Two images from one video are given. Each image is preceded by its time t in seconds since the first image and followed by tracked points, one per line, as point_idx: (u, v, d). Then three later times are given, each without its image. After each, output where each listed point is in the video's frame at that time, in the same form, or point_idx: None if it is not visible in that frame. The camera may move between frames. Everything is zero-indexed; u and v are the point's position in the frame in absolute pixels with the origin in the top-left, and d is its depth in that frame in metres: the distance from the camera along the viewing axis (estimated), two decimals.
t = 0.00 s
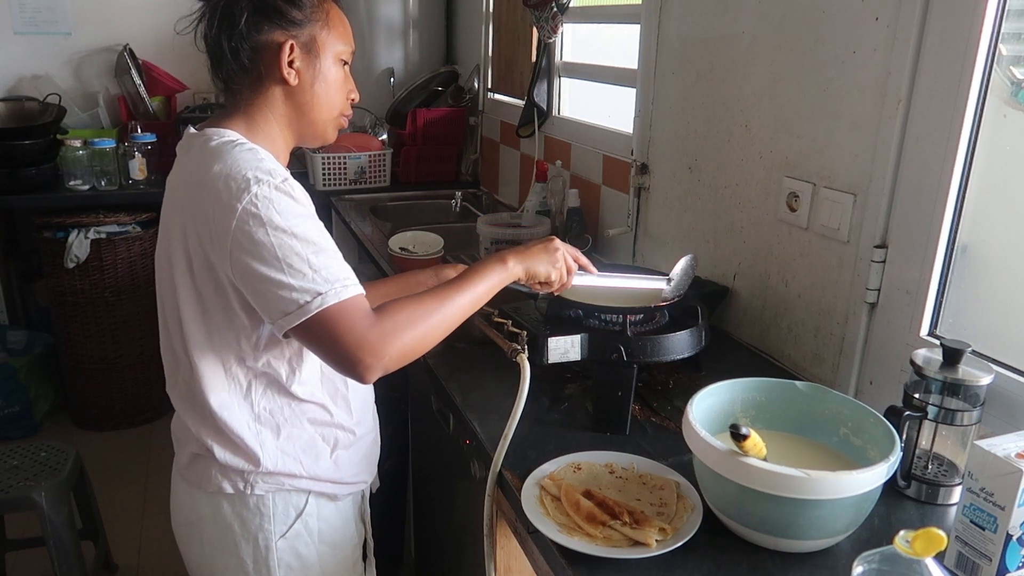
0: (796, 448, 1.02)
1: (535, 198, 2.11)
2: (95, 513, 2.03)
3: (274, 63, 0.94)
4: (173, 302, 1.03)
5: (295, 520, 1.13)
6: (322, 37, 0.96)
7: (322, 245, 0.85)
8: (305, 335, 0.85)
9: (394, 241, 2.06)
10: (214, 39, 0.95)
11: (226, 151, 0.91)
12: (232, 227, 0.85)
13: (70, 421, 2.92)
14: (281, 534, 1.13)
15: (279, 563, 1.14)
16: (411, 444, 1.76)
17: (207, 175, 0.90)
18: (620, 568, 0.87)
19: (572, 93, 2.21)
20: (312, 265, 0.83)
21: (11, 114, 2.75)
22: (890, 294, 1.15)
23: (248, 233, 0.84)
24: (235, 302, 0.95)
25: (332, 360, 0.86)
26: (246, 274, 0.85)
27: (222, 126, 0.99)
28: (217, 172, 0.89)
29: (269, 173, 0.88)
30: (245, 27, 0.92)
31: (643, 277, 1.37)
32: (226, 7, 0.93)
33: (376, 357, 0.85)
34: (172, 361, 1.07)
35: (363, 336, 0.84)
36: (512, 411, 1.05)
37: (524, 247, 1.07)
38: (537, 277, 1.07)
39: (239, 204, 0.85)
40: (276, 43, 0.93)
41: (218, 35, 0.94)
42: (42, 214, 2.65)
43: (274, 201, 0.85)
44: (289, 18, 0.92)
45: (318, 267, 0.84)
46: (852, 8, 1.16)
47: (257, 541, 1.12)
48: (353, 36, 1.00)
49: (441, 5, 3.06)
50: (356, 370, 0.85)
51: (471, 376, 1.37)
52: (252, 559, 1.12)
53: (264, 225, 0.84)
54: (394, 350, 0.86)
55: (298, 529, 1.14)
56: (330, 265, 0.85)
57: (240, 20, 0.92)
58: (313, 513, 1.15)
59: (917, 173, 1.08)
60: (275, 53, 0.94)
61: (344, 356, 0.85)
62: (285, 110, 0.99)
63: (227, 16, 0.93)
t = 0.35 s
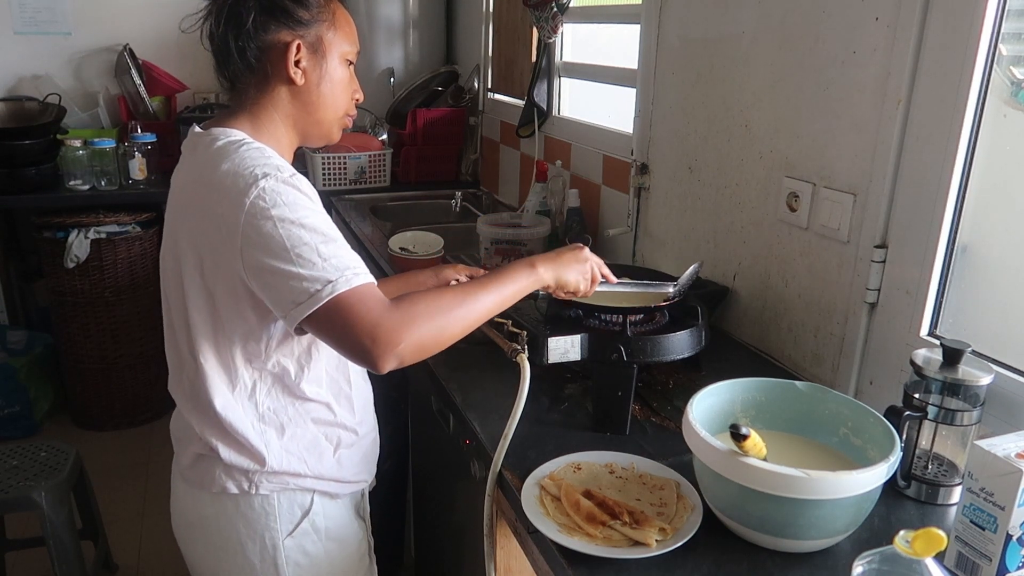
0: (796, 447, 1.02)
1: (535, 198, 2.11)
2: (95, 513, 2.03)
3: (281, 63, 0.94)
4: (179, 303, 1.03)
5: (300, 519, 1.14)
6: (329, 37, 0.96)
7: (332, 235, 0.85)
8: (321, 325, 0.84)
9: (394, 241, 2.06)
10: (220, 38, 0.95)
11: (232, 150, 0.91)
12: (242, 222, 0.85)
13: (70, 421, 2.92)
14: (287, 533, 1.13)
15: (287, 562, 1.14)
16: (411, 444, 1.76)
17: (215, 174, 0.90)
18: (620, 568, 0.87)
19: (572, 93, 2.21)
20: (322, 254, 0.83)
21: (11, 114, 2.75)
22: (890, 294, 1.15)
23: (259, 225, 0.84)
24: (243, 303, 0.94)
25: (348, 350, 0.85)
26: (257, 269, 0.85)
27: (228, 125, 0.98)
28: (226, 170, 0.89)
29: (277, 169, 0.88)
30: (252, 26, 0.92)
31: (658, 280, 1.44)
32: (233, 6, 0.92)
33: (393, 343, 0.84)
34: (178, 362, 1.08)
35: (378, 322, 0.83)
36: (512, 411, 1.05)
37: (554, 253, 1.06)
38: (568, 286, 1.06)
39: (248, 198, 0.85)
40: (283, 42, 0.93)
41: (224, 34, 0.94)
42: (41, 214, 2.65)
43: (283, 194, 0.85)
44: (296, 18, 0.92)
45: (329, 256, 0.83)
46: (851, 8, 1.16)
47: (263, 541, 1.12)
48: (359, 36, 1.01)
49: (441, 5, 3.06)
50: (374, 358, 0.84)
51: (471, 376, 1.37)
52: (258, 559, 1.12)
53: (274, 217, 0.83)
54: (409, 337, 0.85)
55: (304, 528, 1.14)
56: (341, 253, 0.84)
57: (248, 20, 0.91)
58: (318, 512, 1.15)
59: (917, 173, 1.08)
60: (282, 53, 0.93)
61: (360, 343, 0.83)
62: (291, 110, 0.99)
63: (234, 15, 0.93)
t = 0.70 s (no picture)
0: (793, 446, 1.02)
1: (535, 198, 2.11)
2: (95, 513, 2.03)
3: (295, 62, 0.94)
4: (194, 307, 1.02)
5: (322, 520, 1.13)
6: (343, 36, 0.96)
7: (353, 243, 0.83)
8: (341, 335, 0.83)
9: (394, 241, 2.06)
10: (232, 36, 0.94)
11: (254, 153, 0.90)
12: (264, 228, 0.83)
13: (70, 421, 2.92)
14: (310, 534, 1.13)
15: (311, 563, 1.13)
16: (411, 444, 1.76)
17: (237, 177, 0.88)
18: (620, 568, 0.87)
19: (572, 92, 2.21)
20: (344, 263, 0.81)
21: (11, 114, 2.75)
22: (890, 293, 1.15)
23: (279, 232, 0.82)
24: (265, 308, 0.93)
25: (368, 360, 0.83)
26: (278, 276, 0.84)
27: (241, 125, 0.98)
28: (247, 173, 0.88)
29: (301, 173, 0.86)
30: (267, 25, 0.91)
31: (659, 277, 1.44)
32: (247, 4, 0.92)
33: (412, 353, 0.82)
34: (194, 366, 1.07)
35: (398, 332, 0.82)
36: (512, 411, 1.05)
37: (571, 251, 1.04)
38: (585, 285, 1.04)
39: (270, 203, 0.83)
40: (298, 41, 0.93)
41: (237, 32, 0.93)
42: (41, 214, 2.65)
43: (304, 200, 0.83)
44: (311, 17, 0.92)
45: (350, 265, 0.81)
46: (851, 8, 1.16)
47: (286, 542, 1.11)
48: (372, 35, 1.00)
49: (441, 5, 3.06)
50: (393, 369, 0.83)
51: (471, 376, 1.37)
52: (282, 561, 1.11)
53: (295, 224, 0.82)
54: (430, 347, 0.83)
55: (326, 529, 1.14)
56: (362, 262, 0.82)
57: (263, 18, 0.91)
58: (340, 513, 1.15)
59: (917, 172, 1.08)
60: (297, 52, 0.93)
61: (379, 354, 0.82)
62: (304, 110, 0.99)
63: (248, 13, 0.92)
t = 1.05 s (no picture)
0: (797, 448, 1.02)
1: (535, 199, 2.10)
2: (95, 513, 2.03)
3: (315, 64, 0.88)
4: (219, 322, 0.94)
5: (363, 527, 1.07)
6: (364, 36, 0.90)
7: (393, 251, 0.80)
8: (382, 347, 0.79)
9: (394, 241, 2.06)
10: (249, 35, 0.87)
11: (285, 158, 0.85)
12: (302, 235, 0.79)
13: (70, 421, 2.92)
14: (350, 542, 1.06)
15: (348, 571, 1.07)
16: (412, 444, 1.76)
17: (268, 180, 0.83)
18: (620, 568, 0.87)
19: (573, 93, 2.21)
20: (387, 271, 0.78)
21: (11, 114, 2.75)
22: (890, 293, 1.15)
23: (318, 240, 0.78)
24: (306, 318, 0.86)
25: (406, 372, 0.80)
26: (317, 286, 0.79)
27: (260, 130, 0.91)
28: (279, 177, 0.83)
29: (336, 179, 0.82)
30: (286, 26, 0.85)
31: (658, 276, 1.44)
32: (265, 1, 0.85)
33: (455, 365, 0.79)
34: (223, 386, 0.99)
35: (441, 343, 0.78)
36: (512, 411, 1.05)
37: (584, 258, 1.01)
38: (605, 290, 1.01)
39: (308, 210, 0.79)
40: (318, 41, 0.87)
41: (255, 31, 0.87)
42: (41, 214, 2.65)
43: (344, 207, 0.79)
44: (332, 15, 0.86)
45: (393, 273, 0.78)
46: (851, 8, 1.16)
47: (327, 551, 1.04)
48: (391, 33, 0.94)
49: (441, 5, 3.06)
50: (435, 381, 0.79)
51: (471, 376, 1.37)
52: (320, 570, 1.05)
53: (334, 232, 0.78)
54: (471, 358, 0.80)
55: (366, 536, 1.07)
56: (403, 271, 0.79)
57: (281, 17, 0.85)
58: (378, 519, 1.09)
59: (917, 173, 1.08)
60: (317, 53, 0.87)
61: (421, 366, 0.78)
62: (326, 114, 0.93)
63: (265, 11, 0.86)
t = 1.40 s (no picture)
0: (797, 448, 1.02)
1: (535, 198, 2.10)
2: (95, 513, 2.03)
3: (330, 67, 0.87)
4: (238, 331, 0.92)
5: (388, 535, 1.06)
6: (380, 37, 0.89)
7: (423, 259, 0.79)
8: (417, 356, 0.78)
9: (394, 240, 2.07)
10: (263, 37, 0.86)
11: (305, 163, 0.83)
12: (331, 244, 0.77)
13: (70, 421, 2.92)
14: (376, 551, 1.04)
15: None
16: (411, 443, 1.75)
17: (291, 187, 0.81)
18: (620, 568, 0.87)
19: (573, 93, 2.21)
20: (420, 279, 0.77)
21: (11, 114, 2.75)
22: (890, 293, 1.15)
23: (349, 249, 0.77)
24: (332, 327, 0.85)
25: (441, 380, 0.79)
26: (348, 295, 0.78)
27: (274, 134, 0.90)
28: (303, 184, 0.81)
29: (361, 185, 0.81)
30: (302, 28, 0.84)
31: (657, 277, 1.44)
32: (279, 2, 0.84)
33: (492, 372, 0.79)
34: (240, 395, 0.96)
35: (477, 352, 0.78)
36: (512, 412, 1.05)
37: (599, 264, 1.00)
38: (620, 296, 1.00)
39: (337, 218, 0.77)
40: (333, 44, 0.86)
41: (269, 33, 0.85)
42: (41, 214, 2.65)
43: (372, 214, 0.78)
44: (347, 17, 0.85)
45: (426, 281, 0.77)
46: (851, 8, 1.16)
47: (353, 560, 1.02)
48: (406, 33, 0.93)
49: (441, 5, 3.06)
50: (471, 389, 0.79)
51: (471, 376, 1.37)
52: None
53: (365, 241, 0.77)
54: (506, 365, 0.80)
55: (391, 543, 1.06)
56: (435, 279, 0.78)
57: (297, 19, 0.84)
58: (402, 526, 1.08)
59: (917, 173, 1.08)
60: (332, 55, 0.86)
61: (457, 375, 0.78)
62: (341, 118, 0.91)
63: (280, 13, 0.84)
